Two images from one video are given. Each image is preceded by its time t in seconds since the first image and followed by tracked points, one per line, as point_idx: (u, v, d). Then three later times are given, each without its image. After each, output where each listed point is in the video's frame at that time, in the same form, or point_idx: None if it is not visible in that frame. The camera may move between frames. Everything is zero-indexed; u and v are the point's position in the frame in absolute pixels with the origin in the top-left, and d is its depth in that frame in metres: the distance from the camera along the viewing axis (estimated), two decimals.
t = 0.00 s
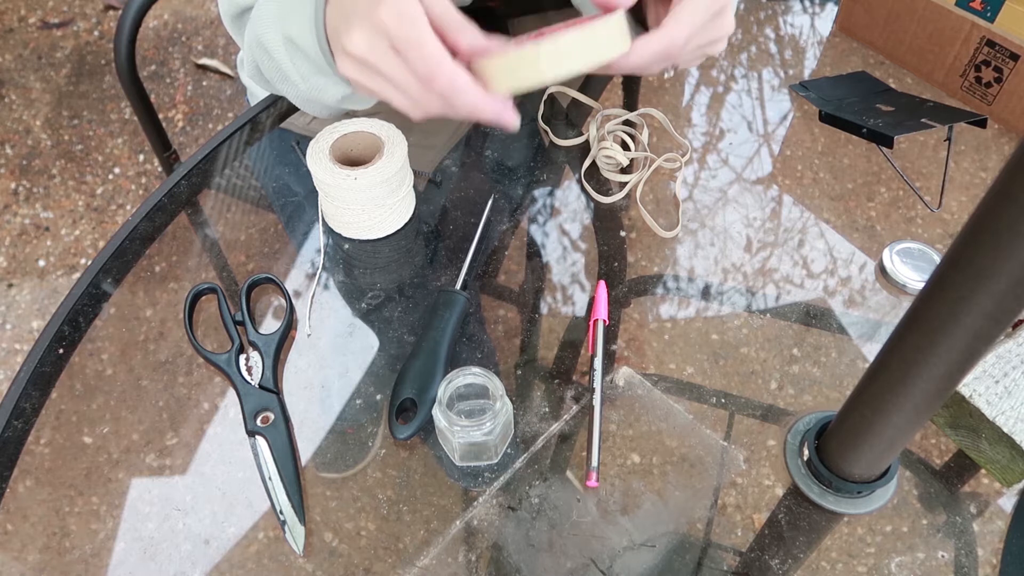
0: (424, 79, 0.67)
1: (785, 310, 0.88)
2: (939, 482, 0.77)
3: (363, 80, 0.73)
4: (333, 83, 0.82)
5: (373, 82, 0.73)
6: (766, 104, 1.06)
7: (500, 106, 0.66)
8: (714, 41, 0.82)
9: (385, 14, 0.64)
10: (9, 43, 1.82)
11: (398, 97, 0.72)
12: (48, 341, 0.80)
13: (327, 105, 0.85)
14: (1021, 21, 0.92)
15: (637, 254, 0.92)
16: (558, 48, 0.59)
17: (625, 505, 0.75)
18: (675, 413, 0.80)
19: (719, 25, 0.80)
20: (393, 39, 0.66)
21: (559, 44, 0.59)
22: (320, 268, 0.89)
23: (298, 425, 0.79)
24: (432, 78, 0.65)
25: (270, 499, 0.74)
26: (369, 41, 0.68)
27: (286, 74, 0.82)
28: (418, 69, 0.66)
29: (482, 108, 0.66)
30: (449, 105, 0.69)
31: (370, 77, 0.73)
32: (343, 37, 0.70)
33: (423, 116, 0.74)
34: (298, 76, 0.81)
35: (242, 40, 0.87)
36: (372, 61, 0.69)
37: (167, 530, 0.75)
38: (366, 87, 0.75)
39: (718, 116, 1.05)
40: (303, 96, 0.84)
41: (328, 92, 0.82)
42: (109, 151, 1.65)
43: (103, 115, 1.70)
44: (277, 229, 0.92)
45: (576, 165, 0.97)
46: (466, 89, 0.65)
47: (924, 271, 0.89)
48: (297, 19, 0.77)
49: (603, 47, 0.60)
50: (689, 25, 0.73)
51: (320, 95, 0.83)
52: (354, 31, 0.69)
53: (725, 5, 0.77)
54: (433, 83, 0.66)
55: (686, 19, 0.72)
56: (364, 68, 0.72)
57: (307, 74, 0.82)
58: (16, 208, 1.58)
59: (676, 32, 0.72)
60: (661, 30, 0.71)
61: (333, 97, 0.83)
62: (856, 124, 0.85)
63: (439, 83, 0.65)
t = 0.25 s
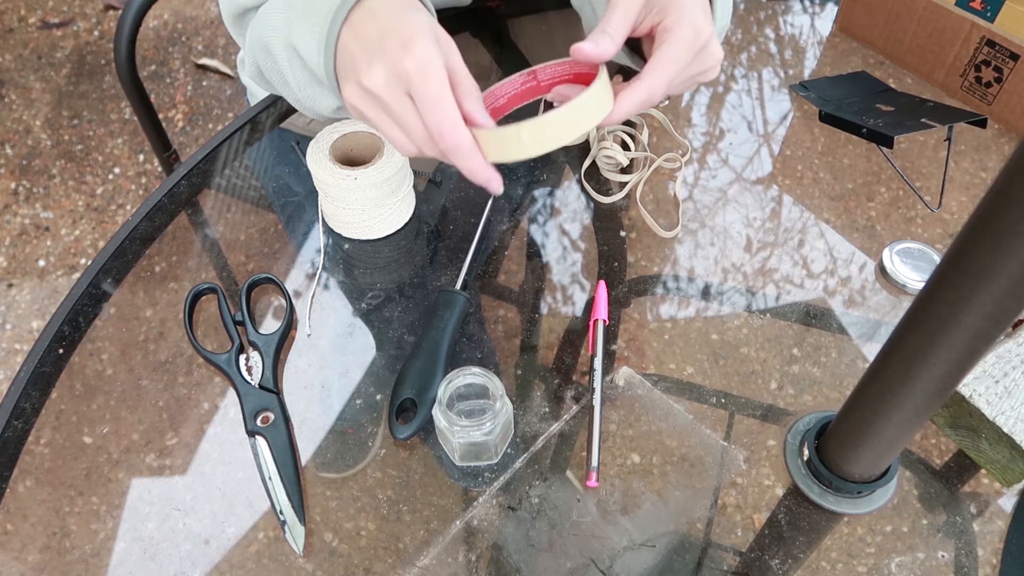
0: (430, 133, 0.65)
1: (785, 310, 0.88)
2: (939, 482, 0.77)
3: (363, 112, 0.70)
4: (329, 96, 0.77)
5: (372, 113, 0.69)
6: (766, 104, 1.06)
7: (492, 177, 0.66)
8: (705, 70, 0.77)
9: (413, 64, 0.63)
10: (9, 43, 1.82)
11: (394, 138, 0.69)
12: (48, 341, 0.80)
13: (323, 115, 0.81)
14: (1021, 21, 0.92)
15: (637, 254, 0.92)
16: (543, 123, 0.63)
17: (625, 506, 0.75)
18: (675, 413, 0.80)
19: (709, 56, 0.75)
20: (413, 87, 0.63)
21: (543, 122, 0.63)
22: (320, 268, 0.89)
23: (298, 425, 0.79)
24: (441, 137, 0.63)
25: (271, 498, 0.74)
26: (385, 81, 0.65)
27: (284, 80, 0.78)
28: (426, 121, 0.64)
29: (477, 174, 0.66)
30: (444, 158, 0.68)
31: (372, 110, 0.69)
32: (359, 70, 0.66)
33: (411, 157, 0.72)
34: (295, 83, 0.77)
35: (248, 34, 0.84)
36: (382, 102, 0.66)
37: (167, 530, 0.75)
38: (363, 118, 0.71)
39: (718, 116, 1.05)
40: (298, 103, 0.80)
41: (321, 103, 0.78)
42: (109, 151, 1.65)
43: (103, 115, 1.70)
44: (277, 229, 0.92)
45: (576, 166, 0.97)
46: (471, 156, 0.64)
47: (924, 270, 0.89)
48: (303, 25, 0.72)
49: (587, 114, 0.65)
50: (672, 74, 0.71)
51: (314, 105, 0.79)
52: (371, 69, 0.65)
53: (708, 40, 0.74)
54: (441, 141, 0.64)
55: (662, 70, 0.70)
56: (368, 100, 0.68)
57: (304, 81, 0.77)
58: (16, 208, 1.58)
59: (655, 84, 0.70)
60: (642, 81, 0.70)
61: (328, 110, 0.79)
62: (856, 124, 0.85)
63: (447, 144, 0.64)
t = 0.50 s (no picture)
0: (429, 130, 0.65)
1: (785, 310, 0.88)
2: (939, 482, 0.77)
3: (362, 110, 0.70)
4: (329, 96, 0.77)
5: (370, 112, 0.70)
6: (766, 104, 1.06)
7: (489, 176, 0.66)
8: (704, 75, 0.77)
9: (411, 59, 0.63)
10: (9, 43, 1.81)
11: (393, 136, 0.69)
12: (47, 342, 0.80)
13: (323, 115, 0.81)
14: (1021, 21, 0.92)
15: (637, 254, 0.92)
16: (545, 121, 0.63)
17: (625, 506, 0.75)
18: (675, 413, 0.80)
19: (704, 62, 0.75)
20: (411, 83, 0.63)
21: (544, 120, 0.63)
22: (320, 268, 0.89)
23: (298, 425, 0.79)
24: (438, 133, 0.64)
25: (271, 499, 0.74)
26: (382, 78, 0.65)
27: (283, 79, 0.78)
28: (423, 119, 0.65)
29: (474, 173, 0.66)
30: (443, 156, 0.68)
31: (370, 108, 0.69)
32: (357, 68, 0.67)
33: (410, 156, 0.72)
34: (294, 84, 0.77)
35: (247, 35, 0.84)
36: (380, 98, 0.66)
37: (167, 530, 0.75)
38: (363, 116, 0.71)
39: (718, 116, 1.06)
40: (298, 102, 0.80)
41: (321, 104, 0.78)
42: (109, 151, 1.65)
43: (103, 115, 1.70)
44: (277, 229, 0.92)
45: (576, 166, 0.97)
46: (468, 152, 0.64)
47: (924, 271, 0.89)
48: (303, 26, 0.72)
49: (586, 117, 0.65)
50: (669, 79, 0.71)
51: (313, 105, 0.79)
52: (369, 66, 0.66)
53: (705, 45, 0.73)
54: (438, 138, 0.64)
55: (658, 75, 0.70)
56: (366, 98, 0.69)
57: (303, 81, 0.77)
58: (16, 208, 1.58)
59: (653, 88, 0.70)
60: (639, 86, 0.70)
61: (328, 110, 0.79)
62: (856, 124, 0.85)
63: (444, 140, 0.64)
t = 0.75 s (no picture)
0: (429, 113, 0.65)
1: (785, 310, 0.88)
2: (939, 482, 0.77)
3: (358, 98, 0.70)
4: (329, 95, 0.77)
5: (367, 102, 0.70)
6: (766, 104, 1.06)
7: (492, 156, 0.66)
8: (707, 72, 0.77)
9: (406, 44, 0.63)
10: (9, 43, 1.81)
11: (392, 122, 0.70)
12: (47, 342, 0.80)
13: (323, 113, 0.81)
14: (1021, 21, 0.92)
15: (637, 254, 0.92)
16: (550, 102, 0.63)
17: (625, 506, 0.75)
18: (675, 413, 0.80)
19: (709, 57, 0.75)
20: (408, 67, 0.63)
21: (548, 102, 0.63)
22: (320, 268, 0.89)
23: (298, 425, 0.79)
24: (439, 115, 0.64)
25: (271, 499, 0.74)
26: (378, 64, 0.65)
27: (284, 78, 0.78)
28: (423, 101, 0.65)
29: (479, 151, 0.66)
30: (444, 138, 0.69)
31: (366, 98, 0.69)
32: (351, 57, 0.67)
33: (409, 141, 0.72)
34: (295, 82, 0.77)
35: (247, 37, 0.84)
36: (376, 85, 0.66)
37: (167, 530, 0.75)
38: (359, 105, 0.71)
39: (718, 116, 1.06)
40: (298, 102, 0.80)
41: (321, 102, 0.78)
42: (109, 151, 1.65)
43: (103, 115, 1.70)
44: (277, 229, 0.92)
45: (576, 166, 0.97)
46: (470, 132, 0.64)
47: (924, 271, 0.89)
48: (302, 25, 0.72)
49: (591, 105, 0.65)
50: (675, 71, 0.71)
51: (314, 103, 0.78)
52: (365, 54, 0.65)
53: (710, 37, 0.73)
54: (440, 120, 0.64)
55: (664, 68, 0.70)
56: (362, 88, 0.69)
57: (304, 79, 0.77)
58: (16, 208, 1.58)
59: (658, 81, 0.70)
60: (644, 78, 0.70)
61: (328, 108, 0.79)
62: (856, 124, 0.85)
63: (445, 121, 0.64)
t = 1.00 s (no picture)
0: (420, 112, 0.65)
1: (785, 310, 0.88)
2: (939, 482, 0.77)
3: (352, 97, 0.70)
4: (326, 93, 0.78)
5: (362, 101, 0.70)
6: (766, 104, 1.06)
7: (481, 159, 0.65)
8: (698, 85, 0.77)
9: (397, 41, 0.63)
10: (9, 43, 1.81)
11: (385, 122, 0.69)
12: (47, 342, 0.80)
13: (322, 111, 0.81)
14: (1020, 21, 0.92)
15: (637, 254, 0.92)
16: (542, 113, 0.62)
17: (625, 506, 0.75)
18: (675, 413, 0.80)
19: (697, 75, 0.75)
20: (398, 65, 0.64)
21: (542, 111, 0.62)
22: (320, 268, 0.89)
23: (298, 424, 0.79)
24: (428, 113, 0.64)
25: (271, 499, 0.74)
26: (371, 62, 0.65)
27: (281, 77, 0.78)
28: (414, 101, 0.65)
29: (466, 155, 0.65)
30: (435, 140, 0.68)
31: (361, 96, 0.70)
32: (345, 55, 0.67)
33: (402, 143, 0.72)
34: (293, 81, 0.77)
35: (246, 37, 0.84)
36: (368, 83, 0.66)
37: (167, 530, 0.75)
38: (353, 105, 0.71)
39: (718, 116, 1.06)
40: (296, 100, 0.80)
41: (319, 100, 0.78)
42: (109, 151, 1.65)
43: (103, 115, 1.70)
44: (277, 229, 0.92)
45: (576, 166, 0.97)
46: (458, 132, 0.64)
47: (924, 271, 0.89)
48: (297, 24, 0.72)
49: (585, 115, 0.64)
50: (664, 87, 0.71)
51: (312, 102, 0.79)
52: (358, 52, 0.66)
53: (699, 54, 0.73)
54: (428, 119, 0.64)
55: (653, 83, 0.70)
56: (357, 87, 0.69)
57: (300, 79, 0.77)
58: (16, 208, 1.58)
59: (648, 96, 0.70)
60: (634, 92, 0.69)
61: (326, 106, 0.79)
62: (856, 124, 0.85)
63: (434, 120, 0.64)
